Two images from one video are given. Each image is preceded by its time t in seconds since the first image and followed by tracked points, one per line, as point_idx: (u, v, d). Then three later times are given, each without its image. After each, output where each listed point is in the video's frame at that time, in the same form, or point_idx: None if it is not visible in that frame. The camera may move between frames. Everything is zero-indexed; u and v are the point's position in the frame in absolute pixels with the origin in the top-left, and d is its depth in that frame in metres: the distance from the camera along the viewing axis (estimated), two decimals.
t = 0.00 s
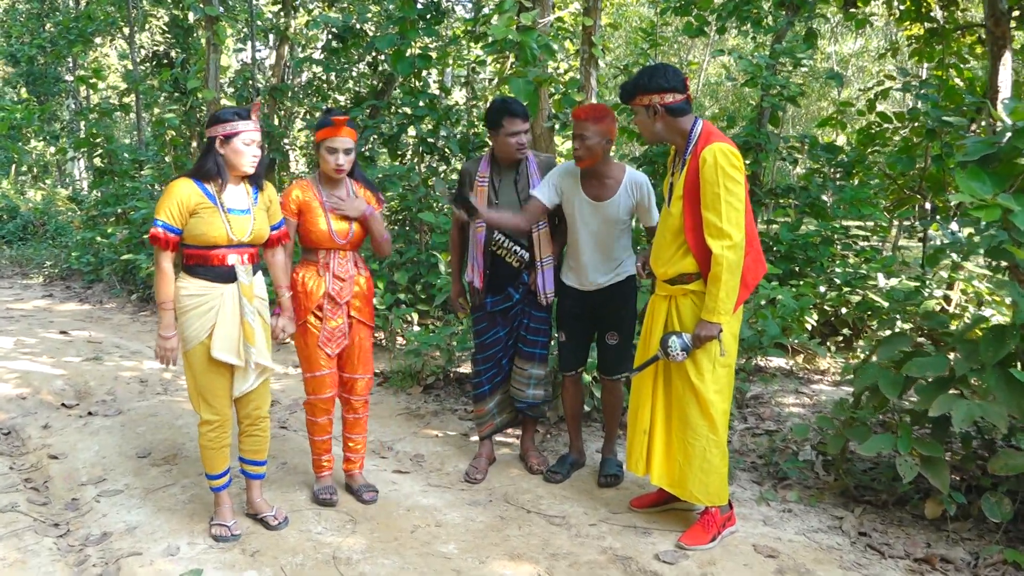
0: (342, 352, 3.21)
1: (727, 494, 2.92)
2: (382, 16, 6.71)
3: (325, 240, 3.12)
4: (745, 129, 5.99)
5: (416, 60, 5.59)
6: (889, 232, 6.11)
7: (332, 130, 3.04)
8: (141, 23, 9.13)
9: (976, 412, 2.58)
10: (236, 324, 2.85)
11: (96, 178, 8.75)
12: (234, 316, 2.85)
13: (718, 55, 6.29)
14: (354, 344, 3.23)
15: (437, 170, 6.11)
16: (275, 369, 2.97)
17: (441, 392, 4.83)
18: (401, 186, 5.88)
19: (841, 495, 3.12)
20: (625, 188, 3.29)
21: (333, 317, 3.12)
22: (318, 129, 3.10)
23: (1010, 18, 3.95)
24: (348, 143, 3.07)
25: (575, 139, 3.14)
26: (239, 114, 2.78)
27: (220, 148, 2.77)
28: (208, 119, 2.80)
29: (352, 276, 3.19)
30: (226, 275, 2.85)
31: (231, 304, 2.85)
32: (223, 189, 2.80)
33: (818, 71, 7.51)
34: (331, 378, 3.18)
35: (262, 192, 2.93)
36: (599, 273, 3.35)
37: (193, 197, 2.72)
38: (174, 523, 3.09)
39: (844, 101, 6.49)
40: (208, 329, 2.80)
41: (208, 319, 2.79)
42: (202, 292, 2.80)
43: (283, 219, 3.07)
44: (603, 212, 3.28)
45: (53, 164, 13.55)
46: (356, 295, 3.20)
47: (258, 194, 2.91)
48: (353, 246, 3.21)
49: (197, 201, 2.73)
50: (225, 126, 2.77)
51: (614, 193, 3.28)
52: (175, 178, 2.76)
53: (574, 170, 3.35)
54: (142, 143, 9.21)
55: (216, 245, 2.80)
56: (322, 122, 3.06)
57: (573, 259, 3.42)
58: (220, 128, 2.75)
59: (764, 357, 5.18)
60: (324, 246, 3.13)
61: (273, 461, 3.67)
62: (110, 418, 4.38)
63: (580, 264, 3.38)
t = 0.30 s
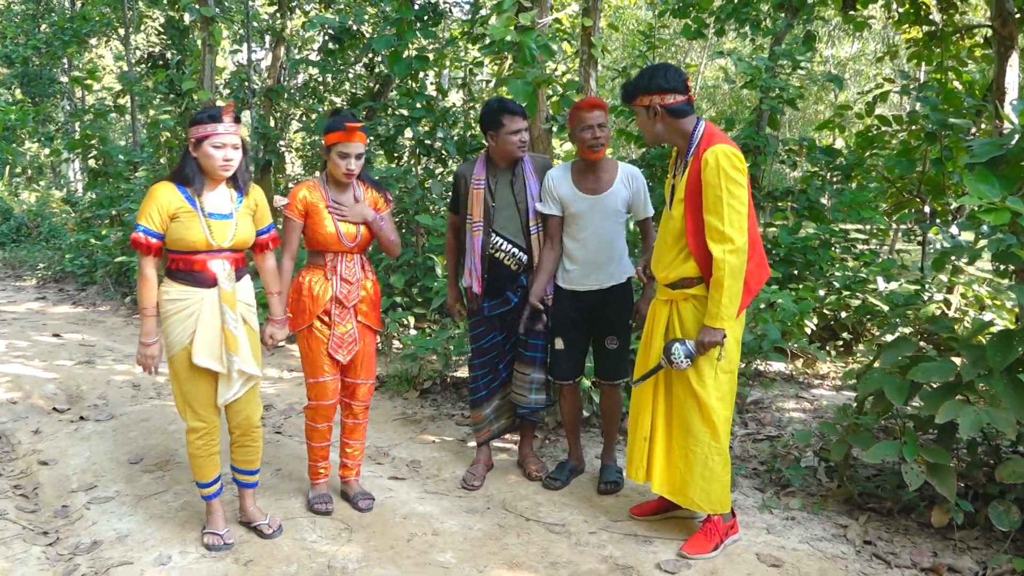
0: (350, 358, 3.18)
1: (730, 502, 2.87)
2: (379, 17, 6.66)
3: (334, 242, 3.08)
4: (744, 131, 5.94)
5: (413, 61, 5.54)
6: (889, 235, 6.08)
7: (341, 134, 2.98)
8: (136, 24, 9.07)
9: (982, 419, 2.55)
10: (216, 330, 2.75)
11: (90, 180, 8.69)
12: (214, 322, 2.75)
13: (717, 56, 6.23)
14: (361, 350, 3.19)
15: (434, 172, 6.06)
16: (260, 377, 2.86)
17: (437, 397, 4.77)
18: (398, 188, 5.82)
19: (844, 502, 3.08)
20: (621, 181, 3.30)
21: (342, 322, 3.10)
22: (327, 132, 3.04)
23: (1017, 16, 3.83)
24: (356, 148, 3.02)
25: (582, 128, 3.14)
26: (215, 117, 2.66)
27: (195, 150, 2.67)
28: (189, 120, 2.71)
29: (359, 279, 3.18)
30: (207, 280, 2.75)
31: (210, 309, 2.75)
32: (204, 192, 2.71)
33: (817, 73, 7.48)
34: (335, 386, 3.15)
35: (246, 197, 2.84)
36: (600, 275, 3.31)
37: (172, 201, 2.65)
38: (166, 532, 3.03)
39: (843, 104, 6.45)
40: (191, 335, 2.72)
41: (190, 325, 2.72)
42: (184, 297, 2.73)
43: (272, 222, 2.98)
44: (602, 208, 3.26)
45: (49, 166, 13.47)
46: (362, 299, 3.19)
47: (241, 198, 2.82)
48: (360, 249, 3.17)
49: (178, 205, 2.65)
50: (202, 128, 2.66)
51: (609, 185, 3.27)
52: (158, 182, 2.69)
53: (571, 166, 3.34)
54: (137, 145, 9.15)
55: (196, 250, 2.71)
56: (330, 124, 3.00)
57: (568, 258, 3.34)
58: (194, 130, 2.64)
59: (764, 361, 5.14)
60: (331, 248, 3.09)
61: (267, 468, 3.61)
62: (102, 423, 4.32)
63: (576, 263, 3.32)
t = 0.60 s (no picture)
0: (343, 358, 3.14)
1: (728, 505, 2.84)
2: (373, 16, 6.62)
3: (328, 239, 3.03)
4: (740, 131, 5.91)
5: (407, 60, 5.50)
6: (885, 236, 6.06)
7: (335, 132, 2.95)
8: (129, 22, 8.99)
9: (984, 421, 2.53)
10: (197, 332, 2.69)
11: (81, 178, 8.61)
12: (194, 323, 2.70)
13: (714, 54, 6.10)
14: (355, 349, 3.16)
15: (428, 171, 6.02)
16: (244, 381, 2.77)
17: (432, 398, 4.72)
18: (391, 187, 5.79)
19: (843, 504, 3.06)
20: (623, 183, 3.26)
21: (336, 322, 3.06)
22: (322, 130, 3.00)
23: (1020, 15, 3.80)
24: (354, 147, 2.99)
25: (580, 124, 3.12)
26: (191, 117, 2.59)
27: (173, 151, 2.61)
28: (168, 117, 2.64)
29: (354, 278, 3.13)
30: (189, 280, 2.70)
31: (191, 310, 2.70)
32: (184, 193, 2.66)
33: (811, 74, 7.47)
34: (331, 387, 3.10)
35: (229, 197, 2.77)
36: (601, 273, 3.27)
37: (152, 203, 2.60)
38: (155, 535, 2.98)
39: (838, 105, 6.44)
40: (172, 337, 2.67)
41: (172, 326, 2.67)
42: (167, 298, 2.68)
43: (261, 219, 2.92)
44: (600, 207, 3.23)
45: (40, 164, 13.37)
46: (357, 299, 3.14)
47: (225, 198, 2.75)
48: (353, 246, 3.13)
49: (157, 207, 2.61)
50: (179, 129, 2.60)
51: (610, 187, 3.23)
52: (139, 183, 2.65)
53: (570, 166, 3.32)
54: (129, 143, 9.07)
55: (178, 251, 2.66)
56: (324, 122, 2.97)
57: (567, 260, 3.31)
58: (171, 131, 2.58)
59: (761, 362, 5.12)
60: (326, 245, 3.04)
61: (259, 469, 3.56)
62: (91, 424, 4.26)
63: (575, 263, 3.28)
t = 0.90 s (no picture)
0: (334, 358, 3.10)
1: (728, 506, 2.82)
2: (367, 12, 6.58)
3: (315, 238, 3.00)
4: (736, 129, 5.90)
5: (403, 56, 5.47)
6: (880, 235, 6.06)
7: (326, 126, 2.93)
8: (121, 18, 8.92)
9: (986, 422, 2.52)
10: (190, 331, 2.66)
11: (73, 175, 8.54)
12: (187, 322, 2.66)
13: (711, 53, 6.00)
14: (345, 349, 3.12)
15: (423, 169, 5.99)
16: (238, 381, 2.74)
17: (427, 397, 4.69)
18: (386, 185, 5.75)
19: (843, 505, 3.05)
20: (621, 176, 3.21)
21: (327, 321, 3.03)
22: (308, 125, 2.97)
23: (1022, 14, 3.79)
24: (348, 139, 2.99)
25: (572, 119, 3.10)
26: (183, 118, 2.54)
27: (162, 148, 2.57)
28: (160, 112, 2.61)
29: (344, 276, 3.11)
30: (182, 278, 2.66)
31: (184, 308, 2.66)
32: (176, 189, 2.63)
33: (806, 72, 7.47)
34: (320, 386, 3.08)
35: (223, 194, 2.73)
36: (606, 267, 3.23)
37: (142, 200, 2.57)
38: (149, 536, 2.94)
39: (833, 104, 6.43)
40: (165, 335, 2.64)
41: (165, 325, 2.64)
42: (162, 297, 2.65)
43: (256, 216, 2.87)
44: (600, 200, 3.20)
45: (31, 161, 13.27)
46: (346, 296, 3.12)
47: (218, 195, 2.71)
48: (341, 243, 3.10)
49: (148, 203, 2.58)
50: (170, 126, 2.56)
51: (608, 178, 3.20)
52: (131, 180, 2.62)
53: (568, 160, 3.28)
54: (122, 140, 9.00)
55: (169, 249, 2.62)
56: (311, 118, 2.94)
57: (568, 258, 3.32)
58: (162, 127, 2.55)
59: (758, 361, 5.11)
60: (313, 244, 3.01)
61: (253, 470, 3.52)
62: (83, 423, 4.22)
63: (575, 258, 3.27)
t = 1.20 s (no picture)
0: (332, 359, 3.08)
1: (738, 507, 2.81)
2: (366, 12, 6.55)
3: (316, 236, 2.98)
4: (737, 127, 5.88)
5: (403, 56, 5.44)
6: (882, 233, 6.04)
7: (320, 122, 2.92)
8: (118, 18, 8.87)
9: (999, 421, 2.50)
10: (200, 333, 2.63)
11: (71, 175, 8.50)
12: (197, 324, 2.63)
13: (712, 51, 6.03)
14: (343, 350, 3.09)
15: (424, 168, 5.96)
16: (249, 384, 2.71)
17: (432, 398, 4.67)
18: (387, 184, 5.73)
19: (853, 505, 3.05)
20: (623, 175, 3.21)
21: (326, 320, 3.01)
22: (302, 123, 2.96)
23: None
24: (342, 133, 2.99)
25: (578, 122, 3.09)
26: (192, 117, 2.53)
27: (172, 146, 2.56)
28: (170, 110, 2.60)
29: (343, 275, 3.09)
30: (192, 278, 2.63)
31: (195, 310, 2.63)
32: (186, 187, 2.61)
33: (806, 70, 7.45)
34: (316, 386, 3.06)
35: (234, 192, 2.69)
36: (613, 267, 3.22)
37: (152, 198, 2.56)
38: (156, 540, 2.93)
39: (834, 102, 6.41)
40: (176, 337, 2.62)
41: (176, 326, 2.62)
42: (172, 297, 2.63)
43: (269, 215, 2.82)
44: (602, 200, 3.19)
45: (28, 161, 13.22)
46: (345, 296, 3.10)
47: (229, 194, 2.67)
48: (340, 241, 3.08)
49: (158, 201, 2.57)
50: (180, 125, 2.55)
51: (610, 180, 3.20)
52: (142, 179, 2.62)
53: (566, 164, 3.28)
54: (119, 140, 8.96)
55: (178, 248, 2.60)
56: (304, 116, 2.93)
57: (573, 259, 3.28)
58: (172, 126, 2.54)
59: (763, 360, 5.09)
60: (313, 242, 2.99)
61: (259, 472, 3.50)
62: (86, 426, 4.19)
63: (583, 262, 3.24)
